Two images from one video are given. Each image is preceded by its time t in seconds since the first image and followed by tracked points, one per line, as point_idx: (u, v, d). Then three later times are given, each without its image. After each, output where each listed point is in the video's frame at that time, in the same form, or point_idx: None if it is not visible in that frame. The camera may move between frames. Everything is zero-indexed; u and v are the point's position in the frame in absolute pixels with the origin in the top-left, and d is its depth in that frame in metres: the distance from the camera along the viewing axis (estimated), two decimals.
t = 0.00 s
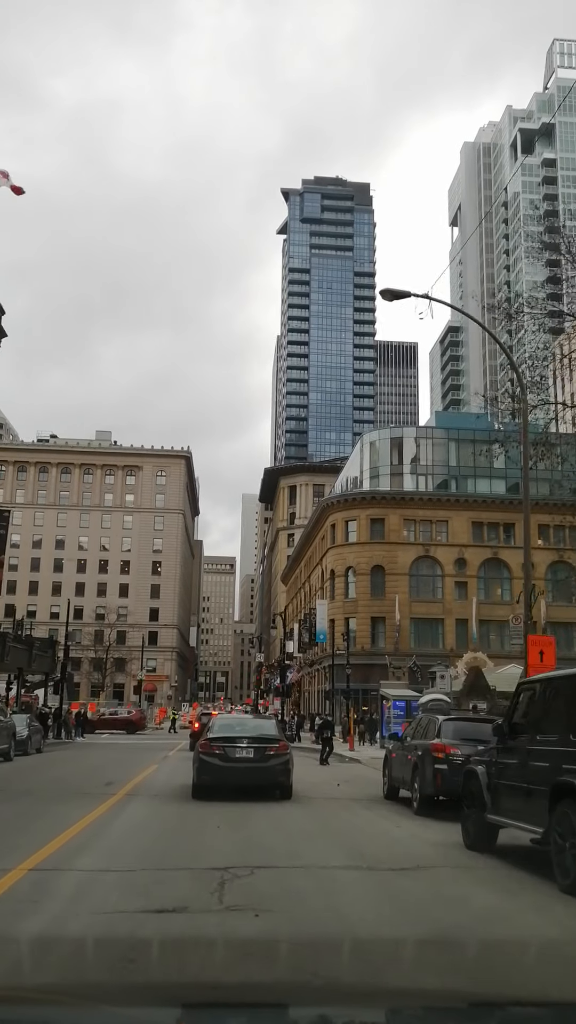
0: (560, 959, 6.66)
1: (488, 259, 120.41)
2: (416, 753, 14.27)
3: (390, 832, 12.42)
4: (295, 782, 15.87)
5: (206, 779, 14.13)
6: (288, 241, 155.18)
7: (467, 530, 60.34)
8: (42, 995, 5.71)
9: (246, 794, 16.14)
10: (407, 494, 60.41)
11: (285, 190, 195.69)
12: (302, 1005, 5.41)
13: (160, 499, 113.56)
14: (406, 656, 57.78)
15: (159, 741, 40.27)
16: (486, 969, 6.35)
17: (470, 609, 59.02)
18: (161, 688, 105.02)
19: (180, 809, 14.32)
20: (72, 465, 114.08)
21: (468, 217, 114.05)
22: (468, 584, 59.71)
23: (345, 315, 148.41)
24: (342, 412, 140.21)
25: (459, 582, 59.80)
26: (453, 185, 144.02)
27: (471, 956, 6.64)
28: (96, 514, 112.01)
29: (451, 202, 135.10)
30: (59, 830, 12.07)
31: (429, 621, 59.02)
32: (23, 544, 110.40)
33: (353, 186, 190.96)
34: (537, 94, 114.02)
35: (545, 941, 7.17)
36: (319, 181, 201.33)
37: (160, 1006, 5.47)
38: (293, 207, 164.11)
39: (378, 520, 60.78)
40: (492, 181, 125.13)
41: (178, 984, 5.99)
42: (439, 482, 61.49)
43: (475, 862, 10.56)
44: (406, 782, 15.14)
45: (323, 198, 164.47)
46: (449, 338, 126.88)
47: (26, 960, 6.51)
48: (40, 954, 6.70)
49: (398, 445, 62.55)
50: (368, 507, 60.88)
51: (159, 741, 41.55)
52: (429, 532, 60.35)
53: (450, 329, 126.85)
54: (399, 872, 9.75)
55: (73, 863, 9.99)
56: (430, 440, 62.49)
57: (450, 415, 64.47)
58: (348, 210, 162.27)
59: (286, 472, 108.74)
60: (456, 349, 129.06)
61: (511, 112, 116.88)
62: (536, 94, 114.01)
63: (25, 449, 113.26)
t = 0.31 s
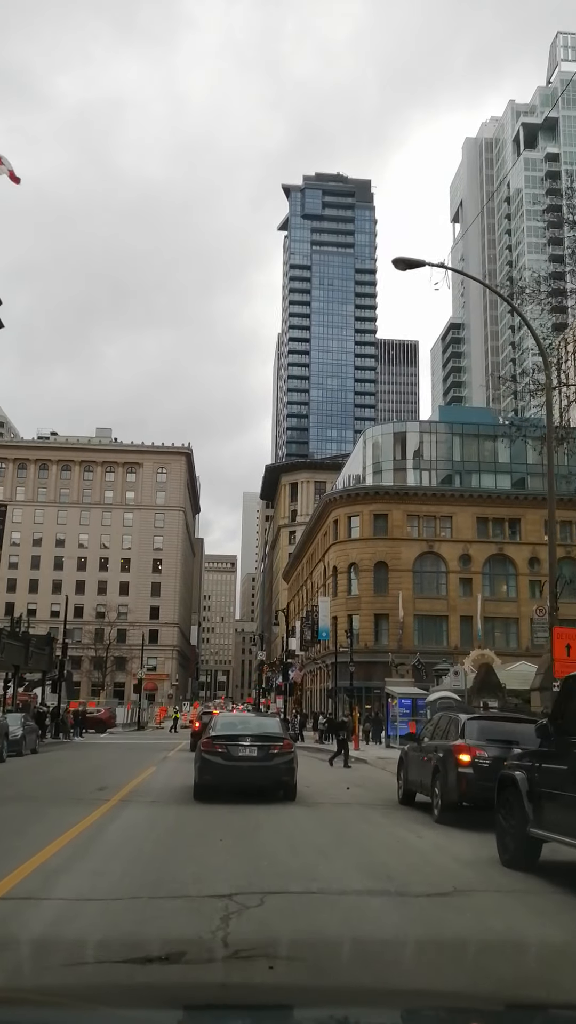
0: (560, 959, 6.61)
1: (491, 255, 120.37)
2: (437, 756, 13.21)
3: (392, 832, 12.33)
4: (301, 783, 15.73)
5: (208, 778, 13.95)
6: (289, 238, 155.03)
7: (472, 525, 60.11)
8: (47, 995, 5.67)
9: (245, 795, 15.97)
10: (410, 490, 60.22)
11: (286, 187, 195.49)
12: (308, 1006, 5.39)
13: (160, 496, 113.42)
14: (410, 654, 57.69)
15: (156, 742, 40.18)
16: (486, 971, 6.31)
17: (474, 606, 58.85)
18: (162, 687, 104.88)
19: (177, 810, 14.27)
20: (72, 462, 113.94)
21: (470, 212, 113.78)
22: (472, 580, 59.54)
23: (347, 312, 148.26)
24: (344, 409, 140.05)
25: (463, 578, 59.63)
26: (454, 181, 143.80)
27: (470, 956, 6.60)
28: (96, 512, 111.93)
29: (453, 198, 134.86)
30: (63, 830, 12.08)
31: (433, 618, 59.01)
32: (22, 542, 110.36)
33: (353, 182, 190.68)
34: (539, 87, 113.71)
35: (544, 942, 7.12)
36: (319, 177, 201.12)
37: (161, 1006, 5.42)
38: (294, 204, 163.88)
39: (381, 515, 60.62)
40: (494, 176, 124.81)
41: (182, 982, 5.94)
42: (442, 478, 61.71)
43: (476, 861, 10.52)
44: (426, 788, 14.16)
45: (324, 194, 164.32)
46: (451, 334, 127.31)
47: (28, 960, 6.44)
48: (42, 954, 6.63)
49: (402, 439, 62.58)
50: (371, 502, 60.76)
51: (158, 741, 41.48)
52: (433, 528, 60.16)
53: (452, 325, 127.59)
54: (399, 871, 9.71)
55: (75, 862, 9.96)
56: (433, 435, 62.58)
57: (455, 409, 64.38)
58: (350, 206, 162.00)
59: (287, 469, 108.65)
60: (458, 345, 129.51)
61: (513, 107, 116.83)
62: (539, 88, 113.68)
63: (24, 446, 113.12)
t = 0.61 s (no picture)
0: (561, 958, 6.51)
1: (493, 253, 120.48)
2: (463, 758, 12.06)
3: (396, 832, 12.21)
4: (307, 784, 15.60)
5: (210, 780, 13.81)
6: (290, 236, 155.00)
7: (477, 523, 60.04)
8: (48, 994, 5.60)
9: (248, 794, 15.86)
10: (414, 487, 60.10)
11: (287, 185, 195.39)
12: (313, 1007, 5.34)
13: (161, 496, 113.30)
14: (414, 654, 57.42)
15: (156, 744, 40.02)
16: (489, 971, 6.23)
17: (479, 605, 58.71)
18: (163, 688, 104.69)
19: (178, 811, 14.20)
20: (72, 462, 113.78)
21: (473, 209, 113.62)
22: (478, 579, 59.42)
23: (348, 311, 148.24)
24: (345, 409, 139.85)
25: (469, 577, 59.53)
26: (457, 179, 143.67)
27: (472, 956, 6.54)
28: (96, 512, 111.80)
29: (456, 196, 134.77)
30: (64, 829, 12.03)
31: (438, 617, 58.82)
32: (22, 542, 110.30)
33: (355, 179, 190.51)
34: (542, 84, 113.55)
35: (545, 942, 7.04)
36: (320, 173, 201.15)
37: (163, 1006, 5.36)
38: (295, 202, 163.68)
39: (385, 513, 60.49)
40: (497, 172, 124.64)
41: (185, 983, 5.88)
42: (447, 474, 61.66)
43: (479, 861, 10.44)
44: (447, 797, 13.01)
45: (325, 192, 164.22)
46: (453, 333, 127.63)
47: (28, 960, 6.38)
48: (45, 953, 6.57)
49: (406, 436, 62.62)
50: (375, 500, 60.66)
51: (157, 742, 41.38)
52: (438, 525, 60.11)
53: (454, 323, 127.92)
54: (401, 872, 9.63)
55: (77, 861, 9.90)
56: (437, 431, 62.78)
57: (459, 406, 64.45)
58: (351, 205, 161.97)
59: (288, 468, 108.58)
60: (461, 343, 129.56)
61: (515, 103, 116.88)
62: (542, 84, 113.53)
63: (24, 446, 112.98)
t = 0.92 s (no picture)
0: (564, 960, 6.41)
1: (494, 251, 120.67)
2: (493, 763, 11.01)
3: (398, 833, 12.07)
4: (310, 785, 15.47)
5: (211, 783, 13.63)
6: (290, 234, 154.75)
7: (482, 520, 59.89)
8: (46, 995, 5.51)
9: (249, 796, 15.74)
10: (418, 485, 59.89)
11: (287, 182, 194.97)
12: (316, 1010, 5.26)
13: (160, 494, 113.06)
14: (418, 653, 57.24)
15: (153, 745, 40.02)
16: (491, 972, 6.13)
17: (484, 603, 58.55)
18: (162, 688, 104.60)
19: (178, 812, 14.06)
20: (69, 460, 113.58)
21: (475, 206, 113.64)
22: (482, 577, 59.28)
23: (348, 308, 148.16)
24: (346, 407, 139.75)
25: (473, 575, 59.39)
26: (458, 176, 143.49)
27: (473, 957, 6.46)
28: (95, 510, 111.64)
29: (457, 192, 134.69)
30: (63, 829, 11.93)
31: (443, 615, 58.63)
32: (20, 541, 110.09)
33: (355, 177, 190.27)
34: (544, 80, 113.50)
35: (548, 943, 6.95)
36: (321, 170, 200.82)
37: (161, 1008, 5.26)
38: (295, 199, 163.38)
39: (388, 510, 60.29)
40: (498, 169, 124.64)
41: (184, 983, 5.79)
42: (452, 470, 61.44)
43: (483, 862, 10.32)
44: (473, 807, 11.78)
45: (325, 189, 163.97)
46: (454, 330, 127.58)
47: (27, 960, 6.28)
48: (44, 953, 6.47)
49: (409, 431, 62.31)
50: (378, 497, 60.45)
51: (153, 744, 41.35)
52: (442, 523, 59.96)
53: (455, 321, 128.15)
54: (403, 871, 9.53)
55: (76, 862, 9.81)
56: (441, 426, 62.47)
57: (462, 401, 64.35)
58: (352, 202, 161.74)
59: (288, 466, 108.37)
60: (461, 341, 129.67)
61: (517, 100, 116.83)
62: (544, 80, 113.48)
63: (21, 444, 112.70)
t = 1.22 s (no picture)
0: (567, 961, 6.30)
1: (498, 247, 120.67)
2: (531, 770, 9.94)
3: (403, 836, 11.97)
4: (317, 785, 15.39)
5: (213, 786, 13.43)
6: (291, 232, 154.58)
7: (488, 518, 59.73)
8: (48, 995, 5.40)
9: (252, 799, 15.68)
10: (423, 481, 59.77)
11: (288, 180, 194.81)
12: (324, 1007, 5.18)
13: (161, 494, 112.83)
14: (424, 652, 57.12)
15: (153, 748, 39.88)
16: (492, 972, 6.06)
17: (491, 601, 58.39)
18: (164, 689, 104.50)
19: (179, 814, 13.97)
20: (69, 459, 113.44)
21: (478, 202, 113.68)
22: (489, 575, 59.12)
23: (350, 306, 148.03)
24: (348, 406, 139.69)
25: (480, 573, 59.22)
26: (460, 173, 143.40)
27: (473, 957, 6.36)
28: (95, 510, 111.50)
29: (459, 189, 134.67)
30: (64, 830, 11.85)
31: (449, 614, 58.51)
32: (20, 542, 109.97)
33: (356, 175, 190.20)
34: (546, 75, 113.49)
35: (548, 943, 6.85)
36: (322, 169, 200.86)
37: (159, 1006, 5.17)
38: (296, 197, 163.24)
39: (393, 507, 60.15)
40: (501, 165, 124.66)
41: (187, 984, 5.67)
42: (457, 466, 61.34)
43: (483, 863, 10.28)
44: (505, 816, 10.74)
45: (326, 187, 163.83)
46: (457, 327, 127.56)
47: (26, 959, 6.19)
48: (48, 953, 6.37)
49: (413, 428, 62.18)
50: (382, 494, 60.34)
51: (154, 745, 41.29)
52: (448, 520, 59.83)
53: (458, 319, 128.10)
54: (407, 873, 9.43)
55: (78, 864, 9.69)
56: (446, 422, 62.30)
57: (467, 395, 64.09)
58: (353, 199, 161.63)
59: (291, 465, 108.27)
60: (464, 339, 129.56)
61: (521, 95, 116.87)
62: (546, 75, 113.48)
63: (21, 443, 112.54)
